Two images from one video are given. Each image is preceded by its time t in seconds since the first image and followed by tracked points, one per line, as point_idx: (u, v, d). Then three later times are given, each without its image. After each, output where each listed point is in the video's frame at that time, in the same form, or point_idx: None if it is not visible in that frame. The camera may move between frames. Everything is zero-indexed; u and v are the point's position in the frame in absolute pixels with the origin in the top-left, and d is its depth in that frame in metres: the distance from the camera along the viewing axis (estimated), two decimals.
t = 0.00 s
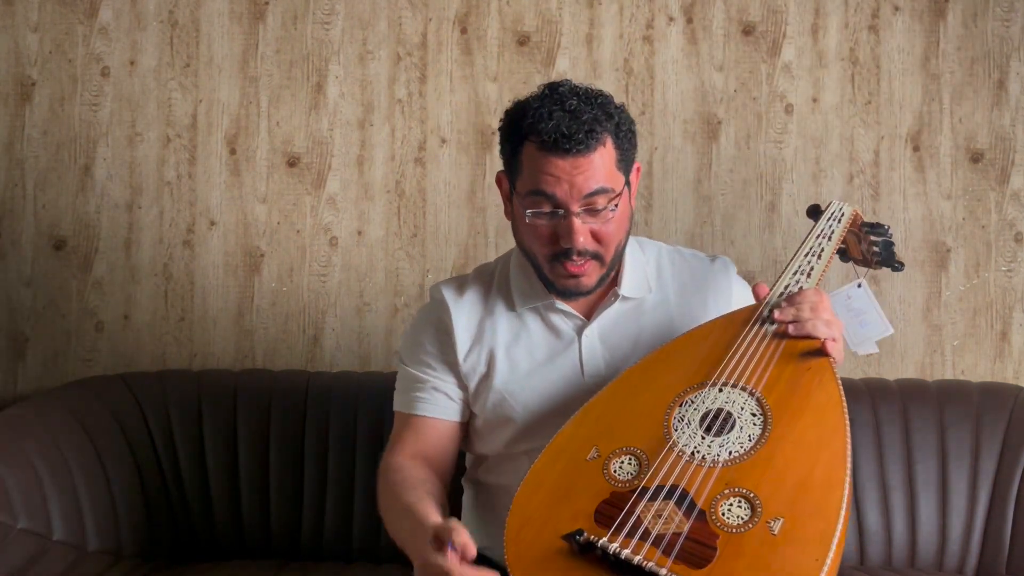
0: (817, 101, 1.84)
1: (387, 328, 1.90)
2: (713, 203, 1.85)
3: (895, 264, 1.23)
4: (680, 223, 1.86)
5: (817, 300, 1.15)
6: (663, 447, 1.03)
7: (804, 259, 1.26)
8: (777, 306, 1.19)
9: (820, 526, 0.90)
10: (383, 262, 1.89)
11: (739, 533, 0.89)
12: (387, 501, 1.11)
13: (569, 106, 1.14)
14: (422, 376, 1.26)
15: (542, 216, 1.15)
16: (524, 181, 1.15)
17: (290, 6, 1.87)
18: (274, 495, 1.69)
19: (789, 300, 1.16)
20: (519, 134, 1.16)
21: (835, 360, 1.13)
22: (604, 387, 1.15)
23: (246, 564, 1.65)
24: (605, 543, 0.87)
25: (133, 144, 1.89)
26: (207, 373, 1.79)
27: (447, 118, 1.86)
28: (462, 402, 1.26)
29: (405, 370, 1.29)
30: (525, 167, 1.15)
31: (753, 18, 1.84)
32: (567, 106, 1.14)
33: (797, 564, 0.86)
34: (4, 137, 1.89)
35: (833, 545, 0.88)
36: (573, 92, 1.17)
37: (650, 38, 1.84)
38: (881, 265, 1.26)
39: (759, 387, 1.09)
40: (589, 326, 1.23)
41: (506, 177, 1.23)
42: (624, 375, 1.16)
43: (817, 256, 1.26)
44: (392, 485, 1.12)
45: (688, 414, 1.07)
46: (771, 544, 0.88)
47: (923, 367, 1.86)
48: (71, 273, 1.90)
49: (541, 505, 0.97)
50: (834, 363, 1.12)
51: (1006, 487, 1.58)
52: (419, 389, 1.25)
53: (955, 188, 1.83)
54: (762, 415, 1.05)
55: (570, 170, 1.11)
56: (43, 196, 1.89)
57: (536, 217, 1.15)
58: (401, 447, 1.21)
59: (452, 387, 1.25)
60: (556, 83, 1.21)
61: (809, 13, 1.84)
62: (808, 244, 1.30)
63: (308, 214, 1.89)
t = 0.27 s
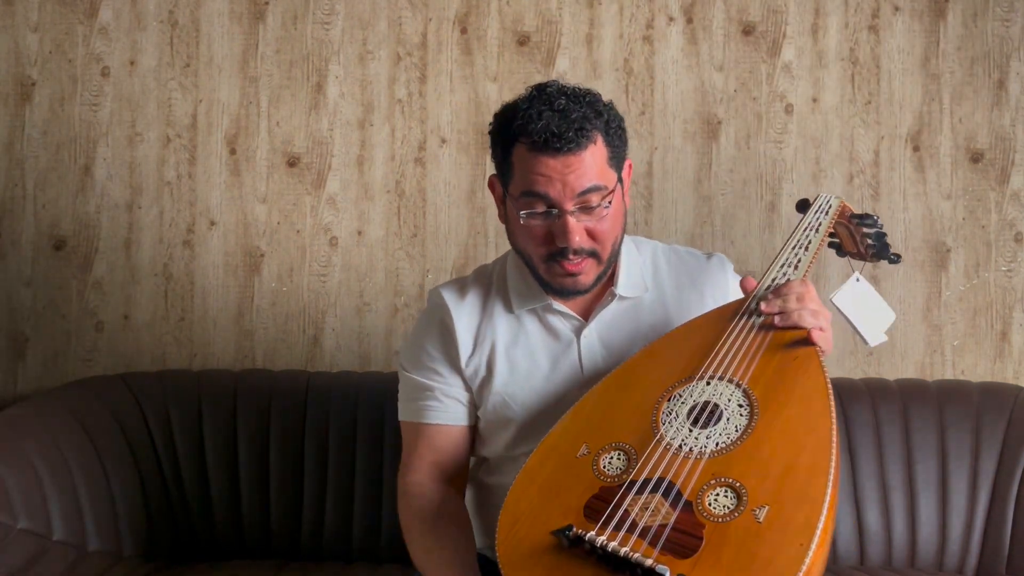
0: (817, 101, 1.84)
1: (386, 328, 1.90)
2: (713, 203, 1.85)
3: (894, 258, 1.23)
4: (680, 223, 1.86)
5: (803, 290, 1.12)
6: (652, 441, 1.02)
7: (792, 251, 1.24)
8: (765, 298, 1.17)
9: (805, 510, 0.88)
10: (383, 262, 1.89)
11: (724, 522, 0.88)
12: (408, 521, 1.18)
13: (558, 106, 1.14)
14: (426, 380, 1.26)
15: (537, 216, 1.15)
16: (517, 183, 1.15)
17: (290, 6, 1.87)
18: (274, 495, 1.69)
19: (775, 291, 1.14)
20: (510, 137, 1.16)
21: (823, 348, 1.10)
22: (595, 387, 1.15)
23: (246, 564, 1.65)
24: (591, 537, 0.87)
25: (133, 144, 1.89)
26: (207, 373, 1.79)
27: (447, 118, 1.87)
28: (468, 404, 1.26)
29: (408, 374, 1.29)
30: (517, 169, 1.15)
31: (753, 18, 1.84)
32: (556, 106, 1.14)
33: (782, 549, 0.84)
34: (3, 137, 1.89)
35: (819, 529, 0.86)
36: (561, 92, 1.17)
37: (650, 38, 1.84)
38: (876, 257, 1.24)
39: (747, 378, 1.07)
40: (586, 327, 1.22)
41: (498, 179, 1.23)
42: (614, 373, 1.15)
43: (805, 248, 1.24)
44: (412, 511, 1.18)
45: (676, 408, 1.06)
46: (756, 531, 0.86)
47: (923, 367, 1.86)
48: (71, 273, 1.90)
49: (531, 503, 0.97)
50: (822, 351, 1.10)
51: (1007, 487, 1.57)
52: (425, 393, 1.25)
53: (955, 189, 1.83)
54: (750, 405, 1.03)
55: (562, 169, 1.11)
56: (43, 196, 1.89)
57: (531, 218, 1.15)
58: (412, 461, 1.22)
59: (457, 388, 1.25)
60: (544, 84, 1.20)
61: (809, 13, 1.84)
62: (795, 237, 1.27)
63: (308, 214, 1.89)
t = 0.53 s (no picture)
0: (817, 101, 1.84)
1: (386, 328, 1.90)
2: (713, 203, 1.85)
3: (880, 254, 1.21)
4: (680, 223, 1.86)
5: (784, 290, 1.10)
6: (643, 448, 1.01)
7: (772, 253, 1.20)
8: (747, 300, 1.15)
9: (797, 510, 0.87)
10: (383, 262, 1.89)
11: (718, 527, 0.87)
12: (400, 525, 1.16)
13: (552, 107, 1.14)
14: (422, 382, 1.25)
15: (537, 219, 1.15)
16: (515, 187, 1.16)
17: (290, 6, 1.87)
18: (274, 495, 1.69)
19: (756, 293, 1.12)
20: (505, 141, 1.16)
21: (808, 347, 1.08)
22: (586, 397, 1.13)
23: (246, 564, 1.65)
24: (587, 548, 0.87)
25: (133, 144, 1.89)
26: (207, 373, 1.79)
27: (447, 118, 1.87)
28: (463, 405, 1.25)
29: (404, 375, 1.28)
30: (514, 173, 1.15)
31: (753, 18, 1.84)
32: (550, 108, 1.14)
33: (776, 552, 0.84)
34: (3, 137, 1.89)
35: (811, 528, 0.85)
36: (553, 93, 1.17)
37: (650, 38, 1.84)
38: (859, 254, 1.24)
39: (734, 380, 1.06)
40: (582, 329, 1.22)
41: (494, 184, 1.23)
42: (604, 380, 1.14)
43: (785, 248, 1.20)
44: (404, 516, 1.16)
45: (665, 414, 1.05)
46: (749, 535, 0.86)
47: (923, 367, 1.86)
48: (71, 273, 1.90)
49: (526, 517, 0.97)
50: (807, 351, 1.08)
51: (1007, 487, 1.58)
52: (421, 395, 1.24)
53: (955, 189, 1.83)
54: (737, 407, 1.02)
55: (560, 171, 1.11)
56: (43, 196, 1.89)
57: (531, 221, 1.16)
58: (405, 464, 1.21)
59: (454, 390, 1.25)
60: (534, 86, 1.21)
61: (809, 13, 1.84)
62: (775, 238, 1.23)
63: (308, 214, 1.89)
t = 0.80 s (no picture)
0: (817, 101, 1.84)
1: (386, 328, 1.90)
2: (713, 203, 1.85)
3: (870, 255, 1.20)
4: (680, 223, 1.86)
5: (778, 294, 1.11)
6: (634, 452, 1.00)
7: (766, 255, 1.21)
8: (740, 303, 1.15)
9: (789, 516, 0.87)
10: (383, 262, 1.89)
11: (709, 531, 0.87)
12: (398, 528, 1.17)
13: (549, 109, 1.14)
14: (419, 383, 1.25)
15: (535, 221, 1.15)
16: (512, 189, 1.15)
17: (290, 6, 1.87)
18: (274, 496, 1.69)
19: (750, 296, 1.13)
20: (502, 142, 1.16)
21: (800, 352, 1.09)
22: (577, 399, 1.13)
23: (246, 564, 1.65)
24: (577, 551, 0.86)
25: (133, 144, 1.89)
26: (207, 373, 1.79)
27: (447, 118, 1.87)
28: (461, 408, 1.25)
29: (400, 376, 1.27)
30: (512, 174, 1.15)
31: (753, 18, 1.84)
32: (546, 109, 1.14)
33: (767, 557, 0.83)
34: (3, 137, 1.89)
35: (803, 533, 0.85)
36: (549, 94, 1.17)
37: (650, 38, 1.84)
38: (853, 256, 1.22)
39: (726, 384, 1.06)
40: (580, 329, 1.22)
41: (491, 185, 1.23)
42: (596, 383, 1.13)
43: (779, 251, 1.20)
44: (402, 519, 1.17)
45: (657, 417, 1.04)
46: (741, 539, 0.85)
47: (923, 367, 1.86)
48: (71, 273, 1.90)
49: (517, 520, 0.96)
50: (799, 356, 1.08)
51: (1007, 487, 1.58)
52: (418, 397, 1.23)
53: (955, 189, 1.83)
54: (730, 412, 1.02)
55: (557, 172, 1.11)
56: (43, 196, 1.89)
57: (529, 223, 1.15)
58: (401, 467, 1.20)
59: (450, 391, 1.25)
60: (530, 87, 1.21)
61: (809, 13, 1.84)
62: (769, 240, 1.23)
63: (308, 214, 1.89)
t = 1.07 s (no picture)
0: (817, 101, 1.84)
1: (386, 328, 1.90)
2: (713, 203, 1.85)
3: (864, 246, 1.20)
4: (680, 223, 1.86)
5: (771, 288, 1.10)
6: (632, 449, 1.00)
7: (759, 251, 1.19)
8: (734, 298, 1.15)
9: (786, 508, 0.87)
10: (383, 262, 1.89)
11: (707, 527, 0.87)
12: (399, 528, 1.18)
13: (539, 113, 1.14)
14: (420, 384, 1.25)
15: (520, 224, 1.15)
16: (501, 192, 1.16)
17: (290, 6, 1.87)
18: (274, 496, 1.69)
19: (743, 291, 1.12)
20: (492, 144, 1.17)
21: (795, 345, 1.08)
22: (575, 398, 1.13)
23: (246, 564, 1.65)
24: (577, 550, 0.87)
25: (133, 144, 1.89)
26: (207, 373, 1.79)
27: (447, 118, 1.87)
28: (462, 408, 1.25)
29: (400, 377, 1.27)
30: (500, 177, 1.16)
31: (753, 18, 1.84)
32: (537, 113, 1.14)
33: (765, 551, 0.83)
34: (3, 137, 1.89)
35: (801, 525, 0.85)
36: (543, 98, 1.17)
37: (650, 38, 1.84)
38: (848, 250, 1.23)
39: (722, 379, 1.05)
40: (581, 329, 1.22)
41: (486, 187, 1.24)
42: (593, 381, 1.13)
43: (772, 246, 1.19)
44: (402, 519, 1.17)
45: (654, 414, 1.04)
46: (739, 534, 0.86)
47: (923, 367, 1.86)
48: (71, 273, 1.91)
49: (516, 520, 0.96)
50: (794, 348, 1.08)
51: (1007, 487, 1.58)
52: (418, 397, 1.23)
53: (955, 189, 1.83)
54: (726, 407, 1.02)
55: (543, 177, 1.11)
56: (43, 196, 1.89)
57: (515, 226, 1.16)
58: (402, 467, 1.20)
59: (451, 391, 1.25)
60: (530, 88, 1.21)
61: (809, 13, 1.84)
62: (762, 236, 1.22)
63: (308, 214, 1.89)
